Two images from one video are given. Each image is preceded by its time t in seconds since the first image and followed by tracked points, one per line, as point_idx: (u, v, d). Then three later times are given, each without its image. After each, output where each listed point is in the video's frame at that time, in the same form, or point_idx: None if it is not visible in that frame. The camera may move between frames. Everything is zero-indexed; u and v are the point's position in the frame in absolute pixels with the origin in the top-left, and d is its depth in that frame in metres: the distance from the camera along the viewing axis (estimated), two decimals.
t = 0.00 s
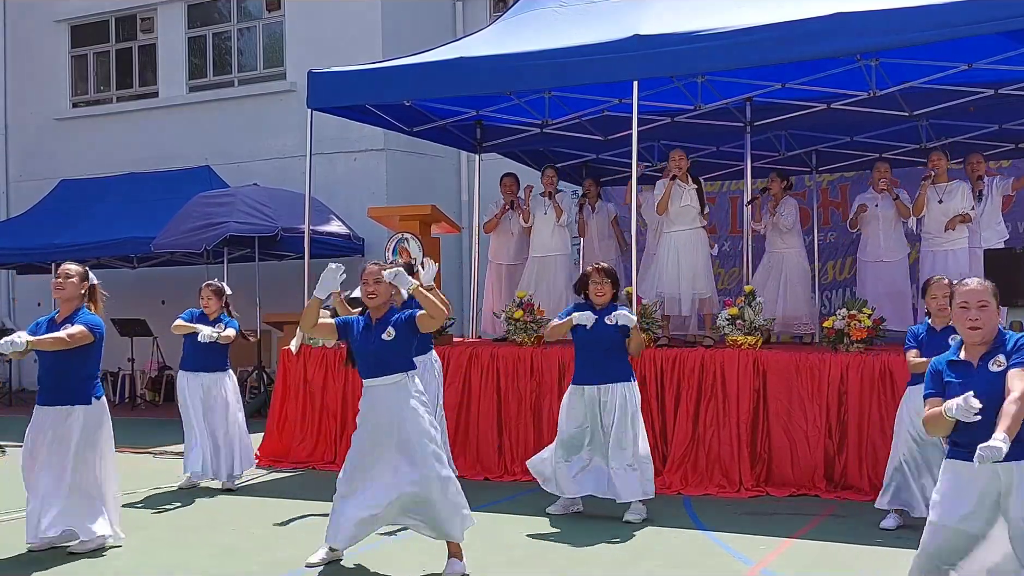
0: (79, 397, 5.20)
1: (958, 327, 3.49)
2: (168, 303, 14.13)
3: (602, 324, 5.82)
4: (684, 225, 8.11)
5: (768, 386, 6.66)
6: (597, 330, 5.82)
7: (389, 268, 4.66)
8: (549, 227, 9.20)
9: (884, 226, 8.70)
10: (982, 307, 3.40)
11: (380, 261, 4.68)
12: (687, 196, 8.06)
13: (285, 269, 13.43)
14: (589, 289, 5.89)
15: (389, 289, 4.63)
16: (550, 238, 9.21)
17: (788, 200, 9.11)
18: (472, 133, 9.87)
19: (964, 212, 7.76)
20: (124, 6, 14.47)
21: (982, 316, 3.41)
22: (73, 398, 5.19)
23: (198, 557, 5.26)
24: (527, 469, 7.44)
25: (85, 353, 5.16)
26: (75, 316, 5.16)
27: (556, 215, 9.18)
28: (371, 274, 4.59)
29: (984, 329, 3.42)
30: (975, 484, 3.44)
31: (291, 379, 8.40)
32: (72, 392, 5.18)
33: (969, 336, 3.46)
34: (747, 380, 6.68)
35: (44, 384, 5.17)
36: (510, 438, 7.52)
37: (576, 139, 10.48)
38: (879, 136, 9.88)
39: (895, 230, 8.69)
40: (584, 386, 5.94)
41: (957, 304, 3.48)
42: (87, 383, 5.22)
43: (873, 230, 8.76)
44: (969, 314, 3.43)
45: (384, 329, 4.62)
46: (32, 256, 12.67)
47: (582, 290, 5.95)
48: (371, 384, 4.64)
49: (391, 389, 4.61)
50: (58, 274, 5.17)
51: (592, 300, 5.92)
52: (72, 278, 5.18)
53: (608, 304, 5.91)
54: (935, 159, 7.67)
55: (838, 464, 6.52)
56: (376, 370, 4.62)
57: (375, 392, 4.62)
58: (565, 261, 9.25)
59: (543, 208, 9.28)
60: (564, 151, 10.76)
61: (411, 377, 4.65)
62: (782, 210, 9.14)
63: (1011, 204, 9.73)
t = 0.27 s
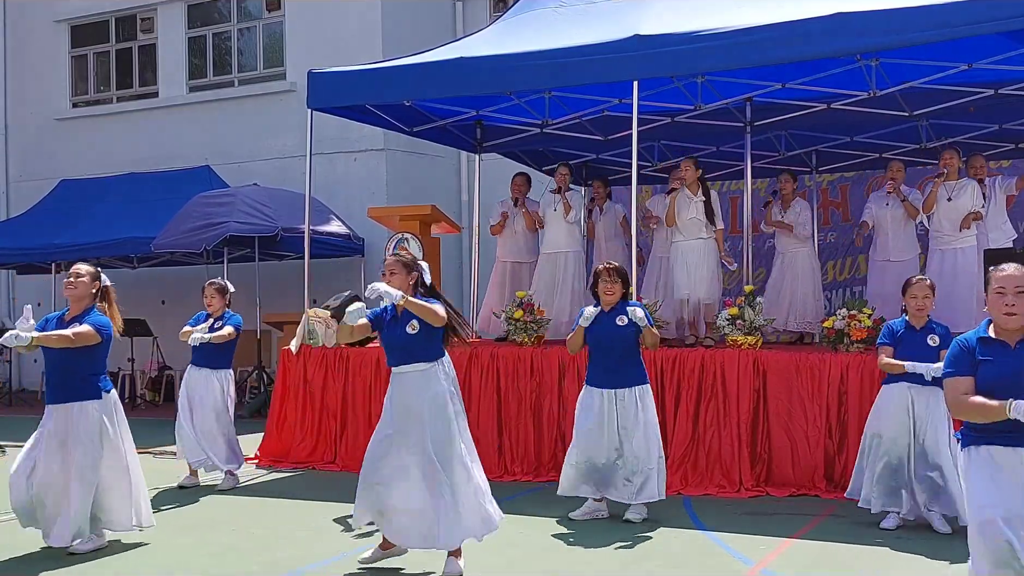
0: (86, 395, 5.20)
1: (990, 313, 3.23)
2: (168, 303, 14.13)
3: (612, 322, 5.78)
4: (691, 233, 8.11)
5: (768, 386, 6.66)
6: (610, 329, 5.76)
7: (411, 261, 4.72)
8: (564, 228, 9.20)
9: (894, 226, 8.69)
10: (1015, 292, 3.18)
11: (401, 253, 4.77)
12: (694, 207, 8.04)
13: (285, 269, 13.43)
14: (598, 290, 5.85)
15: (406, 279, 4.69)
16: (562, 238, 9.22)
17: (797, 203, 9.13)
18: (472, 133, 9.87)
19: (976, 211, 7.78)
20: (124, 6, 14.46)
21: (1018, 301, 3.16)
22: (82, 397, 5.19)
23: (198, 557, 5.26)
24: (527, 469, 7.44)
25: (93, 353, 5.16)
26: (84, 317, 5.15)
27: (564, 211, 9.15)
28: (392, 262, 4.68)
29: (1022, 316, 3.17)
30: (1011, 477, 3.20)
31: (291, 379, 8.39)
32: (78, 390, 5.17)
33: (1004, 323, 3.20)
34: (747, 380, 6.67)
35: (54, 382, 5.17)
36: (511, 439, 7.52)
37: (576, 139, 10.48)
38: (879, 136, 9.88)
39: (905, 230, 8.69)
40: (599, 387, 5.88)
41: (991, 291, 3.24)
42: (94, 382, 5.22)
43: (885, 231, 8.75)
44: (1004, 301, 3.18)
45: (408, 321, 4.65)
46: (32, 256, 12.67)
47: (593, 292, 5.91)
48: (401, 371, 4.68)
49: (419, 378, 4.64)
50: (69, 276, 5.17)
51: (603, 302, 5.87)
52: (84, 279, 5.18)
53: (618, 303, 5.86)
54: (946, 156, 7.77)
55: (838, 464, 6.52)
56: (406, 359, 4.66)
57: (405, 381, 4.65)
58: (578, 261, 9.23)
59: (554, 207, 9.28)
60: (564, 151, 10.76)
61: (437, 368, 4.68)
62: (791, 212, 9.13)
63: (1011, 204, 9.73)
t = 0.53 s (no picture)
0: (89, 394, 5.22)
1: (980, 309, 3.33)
2: (168, 303, 14.13)
3: (607, 335, 5.79)
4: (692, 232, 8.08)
5: (768, 386, 6.66)
6: (604, 342, 5.79)
7: (416, 270, 4.67)
8: (560, 227, 9.19)
9: (891, 228, 8.69)
10: (1003, 287, 3.27)
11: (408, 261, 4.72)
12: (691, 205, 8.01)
13: (285, 269, 13.43)
14: (600, 298, 5.82)
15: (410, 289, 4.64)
16: (561, 238, 9.20)
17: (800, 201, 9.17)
18: (472, 133, 9.87)
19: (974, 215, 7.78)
20: (124, 6, 14.46)
21: (1006, 298, 3.26)
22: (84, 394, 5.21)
23: (198, 557, 5.26)
24: (527, 469, 7.44)
25: (94, 351, 5.17)
26: (86, 315, 5.16)
27: (564, 214, 9.14)
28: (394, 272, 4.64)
29: (1011, 312, 3.27)
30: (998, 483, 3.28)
31: (291, 379, 8.39)
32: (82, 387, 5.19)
33: (992, 318, 3.31)
34: (747, 380, 6.67)
35: (55, 380, 5.18)
36: (511, 439, 7.52)
37: (576, 139, 10.47)
38: (879, 136, 9.88)
39: (905, 229, 8.67)
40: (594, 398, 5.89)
41: (981, 287, 3.34)
42: (95, 380, 5.24)
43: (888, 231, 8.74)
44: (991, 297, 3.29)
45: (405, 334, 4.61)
46: (32, 256, 12.67)
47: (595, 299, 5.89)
48: (400, 387, 4.60)
49: (418, 397, 4.55)
50: (72, 275, 5.18)
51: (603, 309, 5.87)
52: (86, 279, 5.19)
53: (618, 314, 5.85)
54: (953, 157, 7.66)
55: (838, 464, 6.52)
56: (405, 376, 4.59)
57: (410, 396, 4.56)
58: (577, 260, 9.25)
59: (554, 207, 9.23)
60: (564, 151, 10.76)
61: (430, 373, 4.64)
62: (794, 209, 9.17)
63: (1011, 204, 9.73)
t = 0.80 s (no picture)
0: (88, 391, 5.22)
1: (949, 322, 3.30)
2: (168, 303, 14.13)
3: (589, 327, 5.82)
4: (682, 228, 8.11)
5: (768, 386, 6.66)
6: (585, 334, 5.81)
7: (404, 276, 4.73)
8: (549, 229, 9.21)
9: (879, 228, 8.74)
10: (971, 301, 3.25)
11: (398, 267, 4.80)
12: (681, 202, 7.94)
13: (285, 269, 13.42)
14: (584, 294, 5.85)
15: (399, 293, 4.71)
16: (550, 241, 9.24)
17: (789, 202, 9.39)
18: (472, 133, 9.88)
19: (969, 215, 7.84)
20: (125, 6, 14.46)
21: (978, 312, 3.24)
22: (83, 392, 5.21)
23: (198, 557, 5.26)
24: (528, 469, 7.44)
25: (92, 350, 5.19)
26: (83, 313, 5.16)
27: (554, 219, 9.16)
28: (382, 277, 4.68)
29: (979, 327, 3.24)
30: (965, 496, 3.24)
31: (291, 379, 8.39)
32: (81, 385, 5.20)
33: (962, 331, 3.27)
34: (747, 380, 6.67)
35: (54, 379, 5.18)
36: (511, 439, 7.52)
37: (576, 139, 10.47)
38: (879, 136, 9.88)
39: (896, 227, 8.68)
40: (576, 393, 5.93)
41: (953, 299, 3.31)
42: (93, 377, 5.24)
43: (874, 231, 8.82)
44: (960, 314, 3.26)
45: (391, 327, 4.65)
46: (32, 256, 12.67)
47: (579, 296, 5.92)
48: (378, 390, 4.65)
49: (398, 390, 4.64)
50: (68, 274, 5.18)
51: (586, 306, 5.88)
52: (85, 279, 5.21)
53: (601, 309, 5.84)
54: (947, 160, 7.58)
55: (839, 464, 6.52)
56: (383, 378, 4.64)
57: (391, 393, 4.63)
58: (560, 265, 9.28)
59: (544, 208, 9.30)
60: (564, 151, 10.76)
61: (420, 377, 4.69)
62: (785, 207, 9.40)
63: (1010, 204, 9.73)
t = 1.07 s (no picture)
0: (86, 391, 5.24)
1: (946, 315, 3.29)
2: (168, 303, 14.13)
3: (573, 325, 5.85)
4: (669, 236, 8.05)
5: (768, 386, 6.66)
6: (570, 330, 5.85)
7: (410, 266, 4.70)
8: (545, 229, 9.20)
9: (869, 227, 8.75)
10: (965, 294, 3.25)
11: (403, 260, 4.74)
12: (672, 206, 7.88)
13: (285, 269, 13.42)
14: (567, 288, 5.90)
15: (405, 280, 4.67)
16: (541, 240, 9.21)
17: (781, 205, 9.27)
18: (472, 133, 9.88)
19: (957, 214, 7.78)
20: (125, 6, 14.46)
21: (979, 302, 3.24)
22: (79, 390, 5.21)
23: (199, 557, 5.25)
24: (528, 469, 7.44)
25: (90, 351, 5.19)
26: (79, 312, 5.20)
27: (549, 216, 9.16)
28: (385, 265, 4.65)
29: (980, 317, 3.24)
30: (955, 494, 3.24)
31: (291, 379, 8.38)
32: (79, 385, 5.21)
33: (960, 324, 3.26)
34: (747, 380, 6.67)
35: (49, 378, 5.17)
36: (510, 439, 7.52)
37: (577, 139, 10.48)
38: (879, 136, 9.88)
39: (884, 227, 8.70)
40: (565, 388, 5.94)
41: (950, 293, 3.28)
42: (89, 375, 5.25)
43: (863, 231, 8.82)
44: (964, 305, 3.24)
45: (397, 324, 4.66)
46: (33, 256, 12.67)
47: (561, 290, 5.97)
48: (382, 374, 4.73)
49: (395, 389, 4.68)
50: (66, 273, 5.13)
51: (569, 301, 5.95)
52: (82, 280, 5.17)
53: (584, 306, 5.90)
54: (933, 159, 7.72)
55: (839, 464, 6.52)
56: (391, 362, 4.70)
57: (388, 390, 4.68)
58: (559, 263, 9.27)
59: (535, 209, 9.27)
60: (564, 151, 10.76)
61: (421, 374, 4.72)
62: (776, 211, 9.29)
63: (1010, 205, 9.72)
